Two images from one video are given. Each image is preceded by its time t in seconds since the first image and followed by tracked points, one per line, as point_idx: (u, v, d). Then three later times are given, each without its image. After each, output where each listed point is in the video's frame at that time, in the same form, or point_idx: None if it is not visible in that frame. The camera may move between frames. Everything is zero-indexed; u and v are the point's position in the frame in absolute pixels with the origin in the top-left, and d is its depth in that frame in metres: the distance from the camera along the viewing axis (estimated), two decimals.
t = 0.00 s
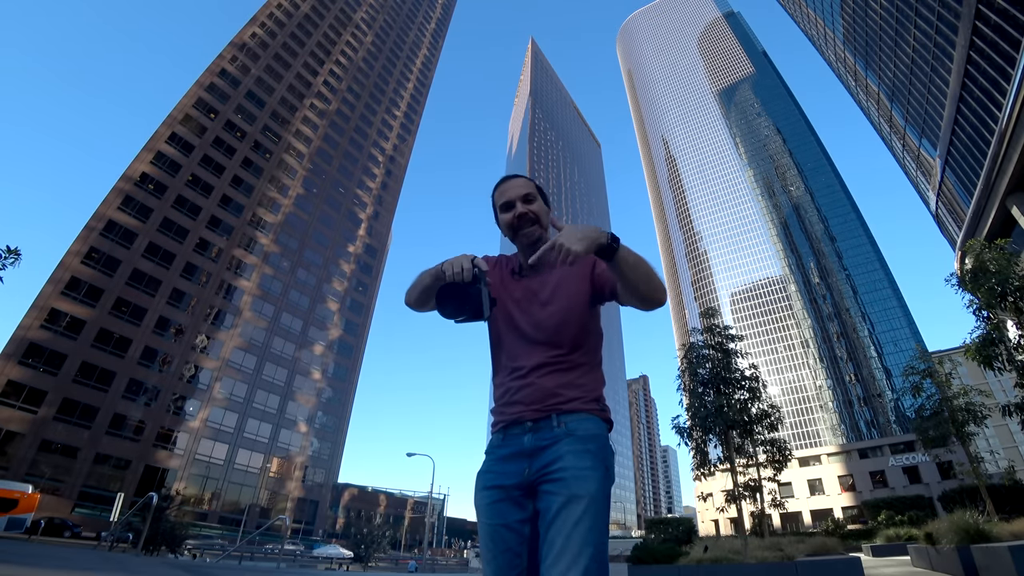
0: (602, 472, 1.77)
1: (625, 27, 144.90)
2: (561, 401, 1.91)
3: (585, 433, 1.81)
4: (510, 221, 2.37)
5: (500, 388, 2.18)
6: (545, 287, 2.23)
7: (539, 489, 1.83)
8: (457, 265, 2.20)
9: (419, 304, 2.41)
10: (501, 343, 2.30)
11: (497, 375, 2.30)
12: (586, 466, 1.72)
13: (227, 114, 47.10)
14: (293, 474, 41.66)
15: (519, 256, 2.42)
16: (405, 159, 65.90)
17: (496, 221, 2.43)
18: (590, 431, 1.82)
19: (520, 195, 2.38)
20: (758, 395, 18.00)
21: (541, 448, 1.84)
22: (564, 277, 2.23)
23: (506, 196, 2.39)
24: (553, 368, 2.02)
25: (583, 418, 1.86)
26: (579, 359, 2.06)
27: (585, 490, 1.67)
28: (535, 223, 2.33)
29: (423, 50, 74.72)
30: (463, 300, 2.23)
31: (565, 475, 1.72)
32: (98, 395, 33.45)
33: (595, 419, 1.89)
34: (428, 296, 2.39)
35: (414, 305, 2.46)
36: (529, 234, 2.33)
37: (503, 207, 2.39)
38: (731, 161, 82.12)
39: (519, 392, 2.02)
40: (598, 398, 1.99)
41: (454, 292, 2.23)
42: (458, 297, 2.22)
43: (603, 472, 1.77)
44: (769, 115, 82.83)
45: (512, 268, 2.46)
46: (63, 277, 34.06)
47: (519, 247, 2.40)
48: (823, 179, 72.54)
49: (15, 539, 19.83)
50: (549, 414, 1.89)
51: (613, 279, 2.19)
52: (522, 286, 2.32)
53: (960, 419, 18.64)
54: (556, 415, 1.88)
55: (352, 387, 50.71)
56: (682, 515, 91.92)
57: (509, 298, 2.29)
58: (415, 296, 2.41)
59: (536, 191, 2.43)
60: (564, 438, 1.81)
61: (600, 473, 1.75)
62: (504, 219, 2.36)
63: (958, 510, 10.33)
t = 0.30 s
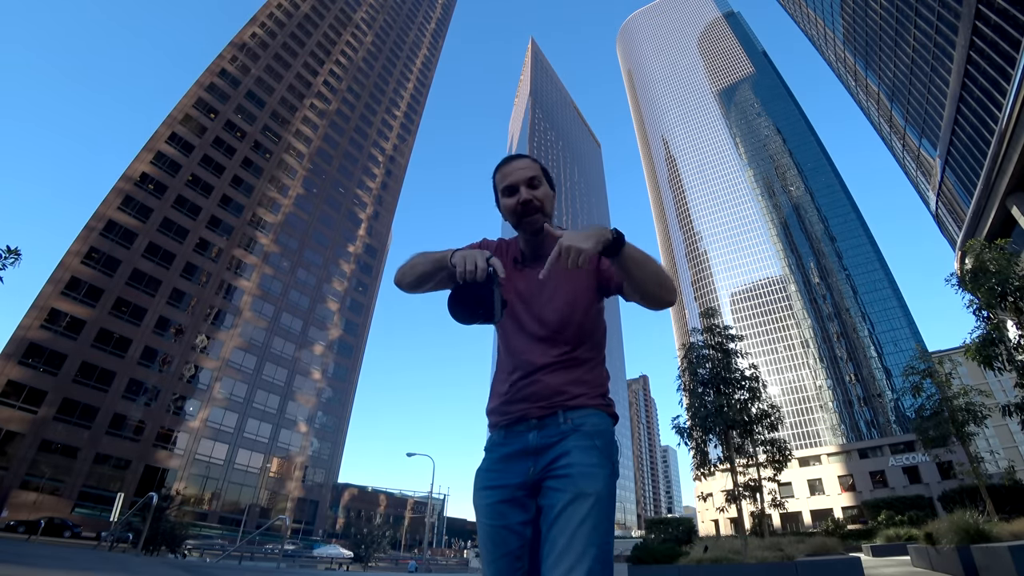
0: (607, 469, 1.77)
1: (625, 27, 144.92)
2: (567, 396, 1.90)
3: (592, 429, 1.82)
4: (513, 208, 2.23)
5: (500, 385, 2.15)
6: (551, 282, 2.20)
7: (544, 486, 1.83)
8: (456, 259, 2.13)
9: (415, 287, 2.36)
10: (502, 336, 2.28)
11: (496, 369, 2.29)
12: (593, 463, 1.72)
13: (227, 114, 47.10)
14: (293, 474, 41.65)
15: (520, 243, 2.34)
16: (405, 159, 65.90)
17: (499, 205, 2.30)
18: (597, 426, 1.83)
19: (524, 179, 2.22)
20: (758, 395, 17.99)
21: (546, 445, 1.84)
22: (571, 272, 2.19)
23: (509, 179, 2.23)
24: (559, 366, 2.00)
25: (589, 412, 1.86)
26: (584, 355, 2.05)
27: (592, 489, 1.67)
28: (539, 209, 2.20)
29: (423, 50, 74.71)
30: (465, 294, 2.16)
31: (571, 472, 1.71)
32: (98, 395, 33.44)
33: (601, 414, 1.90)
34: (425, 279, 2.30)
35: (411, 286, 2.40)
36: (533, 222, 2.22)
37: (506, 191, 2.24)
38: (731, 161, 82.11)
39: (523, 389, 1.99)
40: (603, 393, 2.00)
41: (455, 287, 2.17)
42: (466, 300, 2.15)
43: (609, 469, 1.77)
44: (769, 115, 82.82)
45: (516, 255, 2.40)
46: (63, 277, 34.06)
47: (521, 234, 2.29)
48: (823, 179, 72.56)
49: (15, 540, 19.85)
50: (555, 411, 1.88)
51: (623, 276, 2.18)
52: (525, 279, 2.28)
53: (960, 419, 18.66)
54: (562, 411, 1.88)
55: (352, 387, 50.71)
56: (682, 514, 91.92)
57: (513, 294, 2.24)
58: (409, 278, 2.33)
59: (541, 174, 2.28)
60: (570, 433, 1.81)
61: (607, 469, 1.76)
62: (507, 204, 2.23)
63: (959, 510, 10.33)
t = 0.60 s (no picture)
0: (610, 467, 1.77)
1: (625, 27, 144.84)
2: (572, 393, 1.90)
3: (596, 427, 1.82)
4: (515, 200, 2.22)
5: (503, 381, 2.15)
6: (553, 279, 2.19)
7: (545, 484, 1.83)
8: (456, 255, 2.12)
9: (412, 279, 2.34)
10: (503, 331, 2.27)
11: (497, 364, 2.29)
12: (596, 462, 1.72)
13: (226, 114, 47.12)
14: (293, 474, 41.63)
15: (523, 236, 2.35)
16: (405, 159, 65.91)
17: (501, 199, 2.31)
18: (601, 424, 1.83)
19: (526, 171, 2.22)
20: (758, 395, 17.99)
21: (550, 443, 1.84)
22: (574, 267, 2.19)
23: (510, 172, 2.23)
24: (563, 365, 1.98)
25: (594, 410, 1.86)
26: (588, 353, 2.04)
27: (596, 488, 1.66)
28: (542, 202, 2.19)
29: (423, 50, 74.74)
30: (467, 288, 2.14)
31: (576, 472, 1.70)
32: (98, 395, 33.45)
33: (606, 412, 1.90)
34: (424, 272, 2.31)
35: (409, 282, 2.39)
36: (536, 216, 2.22)
37: (507, 182, 2.24)
38: (731, 161, 82.09)
39: (527, 387, 1.97)
40: (608, 391, 1.99)
41: (456, 283, 2.18)
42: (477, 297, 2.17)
43: (613, 469, 1.76)
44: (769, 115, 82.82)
45: (518, 249, 2.40)
46: (63, 277, 34.07)
47: (522, 228, 2.30)
48: (823, 179, 72.57)
49: (15, 540, 19.83)
50: (559, 409, 1.88)
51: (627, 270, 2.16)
52: (528, 274, 2.28)
53: (960, 419, 18.65)
54: (566, 409, 1.87)
55: (352, 387, 50.72)
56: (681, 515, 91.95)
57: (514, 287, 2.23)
58: (408, 271, 2.33)
59: (544, 165, 2.28)
60: (573, 432, 1.81)
61: (610, 467, 1.76)
62: (509, 197, 2.23)
63: (958, 510, 10.32)
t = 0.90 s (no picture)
0: (612, 467, 1.76)
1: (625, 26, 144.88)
2: (572, 394, 1.91)
3: (596, 426, 1.83)
4: (514, 197, 2.22)
5: (503, 382, 2.15)
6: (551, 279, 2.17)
7: (545, 484, 1.83)
8: (452, 264, 2.10)
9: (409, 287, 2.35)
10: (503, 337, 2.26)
11: (498, 364, 2.29)
12: (598, 462, 1.72)
13: (226, 114, 47.14)
14: (293, 474, 41.63)
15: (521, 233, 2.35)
16: (405, 159, 65.91)
17: (499, 196, 2.30)
18: (603, 425, 1.84)
19: (525, 168, 2.21)
20: (759, 396, 17.98)
21: (550, 444, 1.83)
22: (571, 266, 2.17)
23: (508, 169, 2.22)
24: (564, 368, 1.98)
25: (595, 409, 1.87)
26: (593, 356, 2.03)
27: (596, 489, 1.66)
28: (541, 199, 2.19)
29: (423, 50, 74.74)
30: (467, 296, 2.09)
31: (576, 473, 1.71)
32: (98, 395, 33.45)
33: (608, 412, 1.90)
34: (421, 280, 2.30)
35: (408, 290, 2.39)
36: (536, 213, 2.21)
37: (504, 180, 2.24)
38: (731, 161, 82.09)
39: (530, 389, 1.96)
40: (609, 390, 2.00)
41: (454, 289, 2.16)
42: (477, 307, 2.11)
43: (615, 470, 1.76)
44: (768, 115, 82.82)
45: (516, 248, 2.40)
46: (63, 277, 34.07)
47: (520, 224, 2.30)
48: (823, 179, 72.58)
49: (16, 540, 19.83)
50: (559, 409, 1.89)
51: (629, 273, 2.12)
52: (527, 274, 2.27)
53: (960, 419, 18.65)
54: (567, 409, 1.87)
55: (352, 387, 50.73)
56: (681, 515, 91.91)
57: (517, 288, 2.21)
58: (405, 281, 2.32)
59: (542, 161, 2.26)
60: (575, 433, 1.81)
61: (612, 468, 1.76)
62: (507, 194, 2.22)
63: (959, 510, 10.32)
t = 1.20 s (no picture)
0: (612, 466, 1.76)
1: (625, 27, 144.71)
2: (571, 392, 1.90)
3: (595, 425, 1.82)
4: (509, 195, 2.24)
5: (503, 380, 2.15)
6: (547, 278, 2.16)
7: (545, 483, 1.83)
8: (447, 284, 2.10)
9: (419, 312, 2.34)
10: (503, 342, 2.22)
11: (495, 363, 2.29)
12: (597, 461, 1.71)
13: (227, 114, 47.13)
14: (293, 474, 41.62)
15: (519, 231, 2.35)
16: (405, 159, 65.90)
17: (495, 193, 2.30)
18: (602, 423, 1.84)
19: (522, 165, 2.21)
20: (759, 395, 17.97)
21: (548, 442, 1.83)
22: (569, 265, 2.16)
23: (503, 167, 2.23)
24: (563, 366, 1.98)
25: (594, 407, 1.87)
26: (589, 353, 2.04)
27: (596, 488, 1.66)
28: (538, 198, 2.19)
29: (423, 50, 74.74)
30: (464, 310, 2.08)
31: (575, 472, 1.70)
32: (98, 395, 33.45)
33: (606, 410, 1.90)
34: (429, 308, 2.31)
35: (421, 318, 2.39)
36: (530, 210, 2.21)
37: (501, 177, 2.25)
38: (731, 161, 82.12)
39: (529, 387, 1.96)
40: (607, 387, 2.00)
41: (453, 303, 2.09)
42: (472, 315, 2.08)
43: (615, 469, 1.77)
44: (768, 115, 82.83)
45: (513, 247, 2.40)
46: (63, 277, 34.10)
47: (517, 223, 2.31)
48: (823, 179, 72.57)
49: (15, 541, 19.79)
50: (557, 407, 1.88)
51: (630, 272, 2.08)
52: (522, 273, 2.26)
53: (960, 419, 18.66)
54: (565, 408, 1.87)
55: (352, 387, 50.72)
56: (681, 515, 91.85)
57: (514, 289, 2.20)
58: (414, 309, 2.33)
59: (540, 158, 2.25)
60: (574, 430, 1.81)
61: (611, 467, 1.76)
62: (504, 193, 2.24)
63: (958, 509, 10.32)
